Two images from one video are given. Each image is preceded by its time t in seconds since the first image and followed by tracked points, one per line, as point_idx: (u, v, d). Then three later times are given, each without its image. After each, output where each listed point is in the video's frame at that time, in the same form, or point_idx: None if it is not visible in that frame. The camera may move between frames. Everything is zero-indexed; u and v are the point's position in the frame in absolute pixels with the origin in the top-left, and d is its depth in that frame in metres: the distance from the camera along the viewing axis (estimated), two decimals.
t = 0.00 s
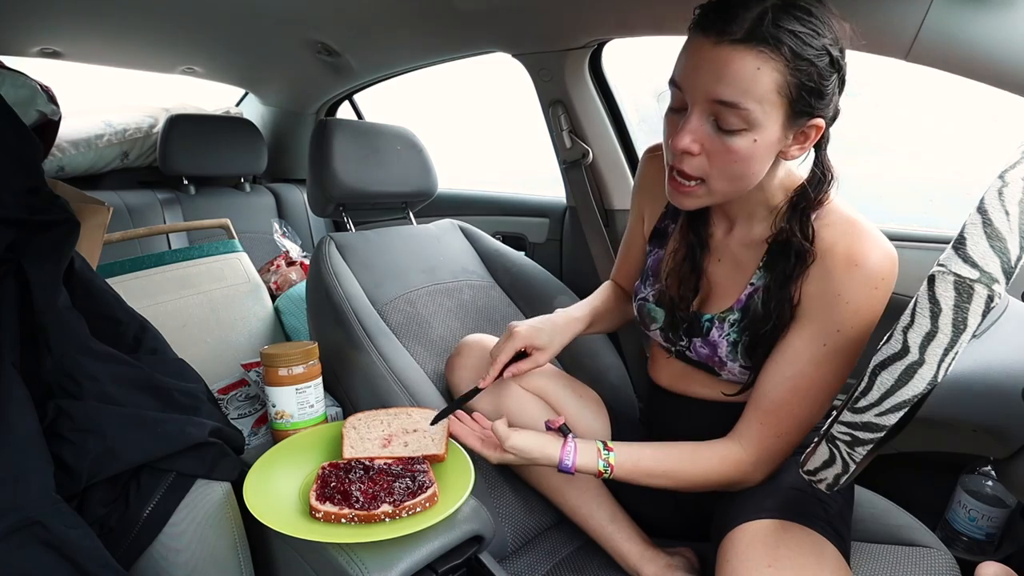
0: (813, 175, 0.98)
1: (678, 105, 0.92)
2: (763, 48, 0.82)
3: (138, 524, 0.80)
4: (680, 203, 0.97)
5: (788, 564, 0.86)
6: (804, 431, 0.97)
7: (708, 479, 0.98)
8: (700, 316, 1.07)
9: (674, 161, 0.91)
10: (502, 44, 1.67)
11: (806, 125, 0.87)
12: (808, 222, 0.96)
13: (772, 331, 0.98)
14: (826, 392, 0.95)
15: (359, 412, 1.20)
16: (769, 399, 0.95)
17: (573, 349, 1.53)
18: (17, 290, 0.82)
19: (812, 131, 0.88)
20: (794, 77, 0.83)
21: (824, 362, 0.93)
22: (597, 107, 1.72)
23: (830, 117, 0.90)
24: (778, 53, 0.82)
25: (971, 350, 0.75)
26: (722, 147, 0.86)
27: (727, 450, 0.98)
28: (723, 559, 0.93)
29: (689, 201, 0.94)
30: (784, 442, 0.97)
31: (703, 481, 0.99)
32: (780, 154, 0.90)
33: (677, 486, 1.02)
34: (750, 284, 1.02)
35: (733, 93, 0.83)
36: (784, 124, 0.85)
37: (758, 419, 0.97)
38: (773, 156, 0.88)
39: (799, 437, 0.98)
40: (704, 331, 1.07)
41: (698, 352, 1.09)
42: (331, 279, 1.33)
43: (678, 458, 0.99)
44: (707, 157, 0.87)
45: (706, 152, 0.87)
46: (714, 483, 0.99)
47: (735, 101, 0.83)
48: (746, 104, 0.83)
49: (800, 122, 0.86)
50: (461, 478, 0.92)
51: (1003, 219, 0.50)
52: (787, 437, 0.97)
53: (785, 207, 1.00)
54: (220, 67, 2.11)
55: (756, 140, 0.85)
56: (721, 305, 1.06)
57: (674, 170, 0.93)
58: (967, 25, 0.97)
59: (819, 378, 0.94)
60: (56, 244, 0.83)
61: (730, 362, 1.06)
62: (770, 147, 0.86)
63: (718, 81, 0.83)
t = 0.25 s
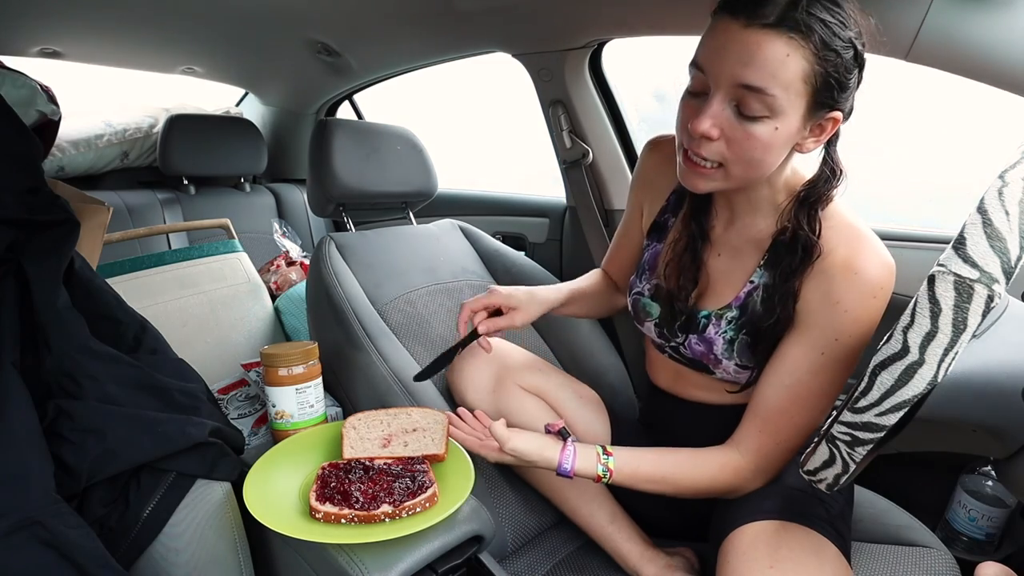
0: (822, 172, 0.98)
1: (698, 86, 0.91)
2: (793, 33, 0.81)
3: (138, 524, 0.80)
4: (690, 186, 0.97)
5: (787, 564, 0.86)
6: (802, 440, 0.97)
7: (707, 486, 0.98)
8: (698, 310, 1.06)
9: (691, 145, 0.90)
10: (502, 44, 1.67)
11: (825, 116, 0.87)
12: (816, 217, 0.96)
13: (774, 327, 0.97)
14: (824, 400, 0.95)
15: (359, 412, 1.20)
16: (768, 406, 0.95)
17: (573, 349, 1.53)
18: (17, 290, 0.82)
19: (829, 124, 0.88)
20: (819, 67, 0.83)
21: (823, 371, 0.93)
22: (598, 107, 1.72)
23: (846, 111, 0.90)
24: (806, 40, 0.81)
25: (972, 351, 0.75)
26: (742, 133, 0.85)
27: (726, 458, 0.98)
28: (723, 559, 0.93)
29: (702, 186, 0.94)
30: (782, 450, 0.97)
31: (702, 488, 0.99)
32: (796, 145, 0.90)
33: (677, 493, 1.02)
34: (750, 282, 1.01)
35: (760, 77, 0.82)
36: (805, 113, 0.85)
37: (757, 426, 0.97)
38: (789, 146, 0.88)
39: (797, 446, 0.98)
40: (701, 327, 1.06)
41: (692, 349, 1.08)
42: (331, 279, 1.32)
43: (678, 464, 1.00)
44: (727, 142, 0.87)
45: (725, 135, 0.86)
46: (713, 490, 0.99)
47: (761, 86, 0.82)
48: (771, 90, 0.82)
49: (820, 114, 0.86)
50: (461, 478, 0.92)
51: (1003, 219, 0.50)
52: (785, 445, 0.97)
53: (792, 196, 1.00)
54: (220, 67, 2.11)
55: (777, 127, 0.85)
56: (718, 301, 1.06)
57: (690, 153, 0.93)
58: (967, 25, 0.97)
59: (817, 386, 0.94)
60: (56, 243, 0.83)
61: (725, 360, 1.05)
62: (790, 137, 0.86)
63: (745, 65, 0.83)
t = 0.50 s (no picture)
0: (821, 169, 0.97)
1: (694, 83, 0.91)
2: (787, 20, 0.83)
3: (138, 524, 0.80)
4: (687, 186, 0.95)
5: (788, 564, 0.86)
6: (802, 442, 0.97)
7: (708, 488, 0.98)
8: (698, 313, 1.06)
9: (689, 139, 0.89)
10: (501, 44, 1.67)
11: (820, 109, 0.87)
12: (817, 215, 0.95)
13: (775, 327, 0.97)
14: (824, 402, 0.95)
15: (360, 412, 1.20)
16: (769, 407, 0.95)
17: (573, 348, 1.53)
18: (17, 290, 0.82)
19: (824, 117, 0.88)
20: (814, 56, 0.84)
21: (823, 372, 0.93)
22: (598, 107, 1.72)
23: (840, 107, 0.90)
24: (800, 28, 0.83)
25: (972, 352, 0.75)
26: (740, 121, 0.85)
27: (727, 460, 0.98)
28: (724, 559, 0.93)
29: (701, 183, 0.91)
30: (783, 452, 0.97)
31: (704, 489, 0.99)
32: (792, 139, 0.89)
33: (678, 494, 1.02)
34: (751, 284, 1.01)
35: (755, 64, 0.83)
36: (800, 103, 0.85)
37: (758, 428, 0.97)
38: (785, 139, 0.87)
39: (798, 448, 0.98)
40: (701, 330, 1.06)
41: (693, 351, 1.08)
42: (331, 279, 1.32)
43: (679, 465, 1.00)
44: (725, 132, 0.86)
45: (723, 126, 0.85)
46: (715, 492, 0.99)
47: (757, 72, 0.83)
48: (767, 76, 0.83)
49: (815, 105, 0.86)
50: (461, 478, 0.92)
51: (1003, 219, 0.50)
52: (785, 448, 0.97)
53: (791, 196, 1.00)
54: (220, 67, 2.11)
55: (773, 116, 0.84)
56: (718, 304, 1.06)
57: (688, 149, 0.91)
58: (967, 25, 0.97)
59: (817, 388, 0.95)
60: (55, 244, 0.84)
61: (726, 362, 1.05)
62: (786, 128, 0.86)
63: (741, 52, 0.84)
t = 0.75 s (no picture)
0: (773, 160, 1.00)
1: (675, 97, 0.91)
2: (753, 15, 0.89)
3: (138, 524, 0.80)
4: (700, 199, 0.93)
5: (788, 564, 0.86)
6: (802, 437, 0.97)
7: (711, 486, 0.98)
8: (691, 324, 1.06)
9: (702, 146, 0.88)
10: (501, 44, 1.67)
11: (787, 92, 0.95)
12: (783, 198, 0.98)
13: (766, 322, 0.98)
14: (822, 395, 0.95)
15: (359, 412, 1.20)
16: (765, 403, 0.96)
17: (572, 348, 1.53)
18: (17, 290, 0.82)
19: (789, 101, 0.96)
20: (779, 43, 0.91)
21: (816, 366, 0.93)
22: (598, 107, 1.72)
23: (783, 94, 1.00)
24: (765, 19, 0.89)
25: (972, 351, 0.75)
26: (749, 113, 0.87)
27: (730, 459, 0.98)
28: (724, 559, 0.93)
29: (723, 190, 0.90)
30: (785, 448, 0.97)
31: (706, 488, 0.99)
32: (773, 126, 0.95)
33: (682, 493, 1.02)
34: (738, 288, 1.01)
35: (744, 56, 0.87)
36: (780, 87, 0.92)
37: (756, 424, 0.97)
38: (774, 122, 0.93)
39: (800, 445, 0.98)
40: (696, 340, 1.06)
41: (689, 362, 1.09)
42: (331, 279, 1.33)
43: (681, 464, 1.00)
44: (738, 128, 0.87)
45: (737, 123, 0.87)
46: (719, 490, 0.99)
47: (749, 63, 0.87)
48: (758, 64, 0.87)
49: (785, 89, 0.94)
50: (461, 478, 0.92)
51: (1004, 220, 0.50)
52: (788, 445, 0.97)
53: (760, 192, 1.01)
54: (220, 67, 2.11)
55: (770, 100, 0.89)
56: (712, 312, 1.06)
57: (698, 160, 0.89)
58: (967, 25, 0.97)
59: (815, 384, 0.94)
60: (56, 244, 0.84)
61: (726, 368, 1.05)
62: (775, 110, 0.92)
63: (729, 49, 0.87)
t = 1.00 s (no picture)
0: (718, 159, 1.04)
1: (605, 130, 0.96)
2: (658, 40, 0.93)
3: (138, 525, 0.80)
4: (654, 222, 0.97)
5: (787, 565, 0.86)
6: (792, 432, 0.97)
7: (707, 487, 0.98)
8: (667, 333, 1.10)
9: (640, 177, 0.92)
10: (501, 44, 1.67)
11: (715, 97, 0.98)
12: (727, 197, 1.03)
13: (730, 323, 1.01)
14: (807, 389, 0.94)
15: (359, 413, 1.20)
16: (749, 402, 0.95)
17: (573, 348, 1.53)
18: (17, 290, 0.82)
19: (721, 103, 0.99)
20: (692, 57, 0.95)
21: (794, 360, 0.92)
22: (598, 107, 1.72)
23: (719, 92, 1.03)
24: (672, 40, 0.93)
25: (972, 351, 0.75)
26: (677, 133, 0.91)
27: (727, 462, 0.97)
28: (724, 560, 0.93)
29: (673, 209, 0.94)
30: (777, 444, 0.96)
31: (701, 489, 0.98)
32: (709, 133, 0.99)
33: (680, 495, 1.01)
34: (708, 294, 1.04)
35: (657, 81, 0.91)
36: (705, 97, 0.95)
37: (745, 423, 0.97)
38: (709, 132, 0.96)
39: (790, 440, 0.97)
40: (673, 348, 1.10)
41: (672, 368, 1.12)
42: (331, 278, 1.33)
43: (676, 466, 1.00)
44: (669, 151, 0.91)
45: (667, 146, 0.91)
46: (715, 491, 0.98)
47: (665, 86, 0.91)
48: (675, 85, 0.91)
49: (712, 95, 0.97)
50: (461, 478, 0.92)
51: (1004, 219, 0.50)
52: (778, 441, 0.96)
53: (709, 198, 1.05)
54: (221, 67, 2.11)
55: (696, 114, 0.93)
56: (685, 318, 1.08)
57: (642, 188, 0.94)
58: (967, 25, 0.97)
59: (799, 379, 0.94)
60: (56, 244, 0.84)
61: (708, 372, 1.07)
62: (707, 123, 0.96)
63: (641, 79, 0.91)
